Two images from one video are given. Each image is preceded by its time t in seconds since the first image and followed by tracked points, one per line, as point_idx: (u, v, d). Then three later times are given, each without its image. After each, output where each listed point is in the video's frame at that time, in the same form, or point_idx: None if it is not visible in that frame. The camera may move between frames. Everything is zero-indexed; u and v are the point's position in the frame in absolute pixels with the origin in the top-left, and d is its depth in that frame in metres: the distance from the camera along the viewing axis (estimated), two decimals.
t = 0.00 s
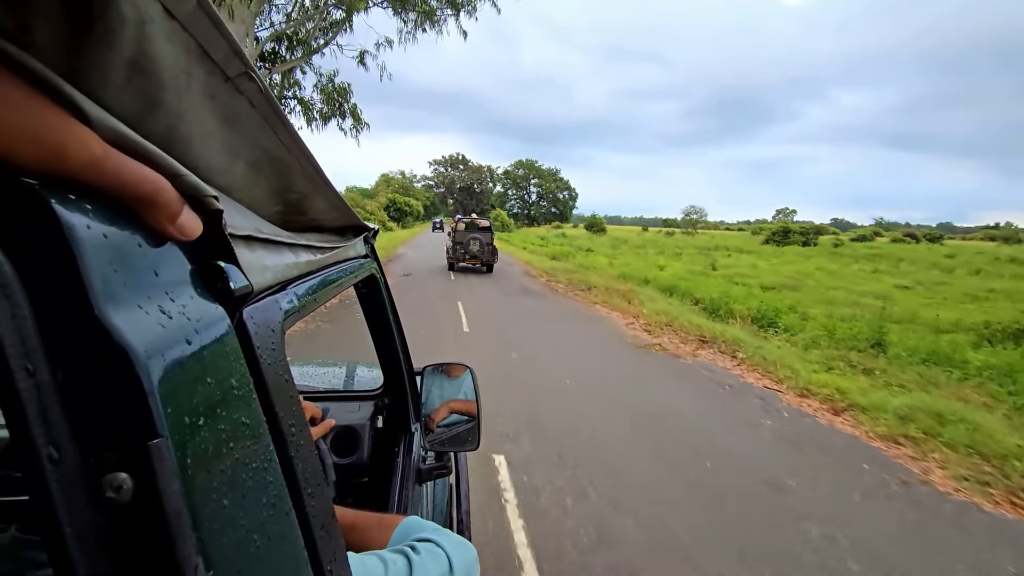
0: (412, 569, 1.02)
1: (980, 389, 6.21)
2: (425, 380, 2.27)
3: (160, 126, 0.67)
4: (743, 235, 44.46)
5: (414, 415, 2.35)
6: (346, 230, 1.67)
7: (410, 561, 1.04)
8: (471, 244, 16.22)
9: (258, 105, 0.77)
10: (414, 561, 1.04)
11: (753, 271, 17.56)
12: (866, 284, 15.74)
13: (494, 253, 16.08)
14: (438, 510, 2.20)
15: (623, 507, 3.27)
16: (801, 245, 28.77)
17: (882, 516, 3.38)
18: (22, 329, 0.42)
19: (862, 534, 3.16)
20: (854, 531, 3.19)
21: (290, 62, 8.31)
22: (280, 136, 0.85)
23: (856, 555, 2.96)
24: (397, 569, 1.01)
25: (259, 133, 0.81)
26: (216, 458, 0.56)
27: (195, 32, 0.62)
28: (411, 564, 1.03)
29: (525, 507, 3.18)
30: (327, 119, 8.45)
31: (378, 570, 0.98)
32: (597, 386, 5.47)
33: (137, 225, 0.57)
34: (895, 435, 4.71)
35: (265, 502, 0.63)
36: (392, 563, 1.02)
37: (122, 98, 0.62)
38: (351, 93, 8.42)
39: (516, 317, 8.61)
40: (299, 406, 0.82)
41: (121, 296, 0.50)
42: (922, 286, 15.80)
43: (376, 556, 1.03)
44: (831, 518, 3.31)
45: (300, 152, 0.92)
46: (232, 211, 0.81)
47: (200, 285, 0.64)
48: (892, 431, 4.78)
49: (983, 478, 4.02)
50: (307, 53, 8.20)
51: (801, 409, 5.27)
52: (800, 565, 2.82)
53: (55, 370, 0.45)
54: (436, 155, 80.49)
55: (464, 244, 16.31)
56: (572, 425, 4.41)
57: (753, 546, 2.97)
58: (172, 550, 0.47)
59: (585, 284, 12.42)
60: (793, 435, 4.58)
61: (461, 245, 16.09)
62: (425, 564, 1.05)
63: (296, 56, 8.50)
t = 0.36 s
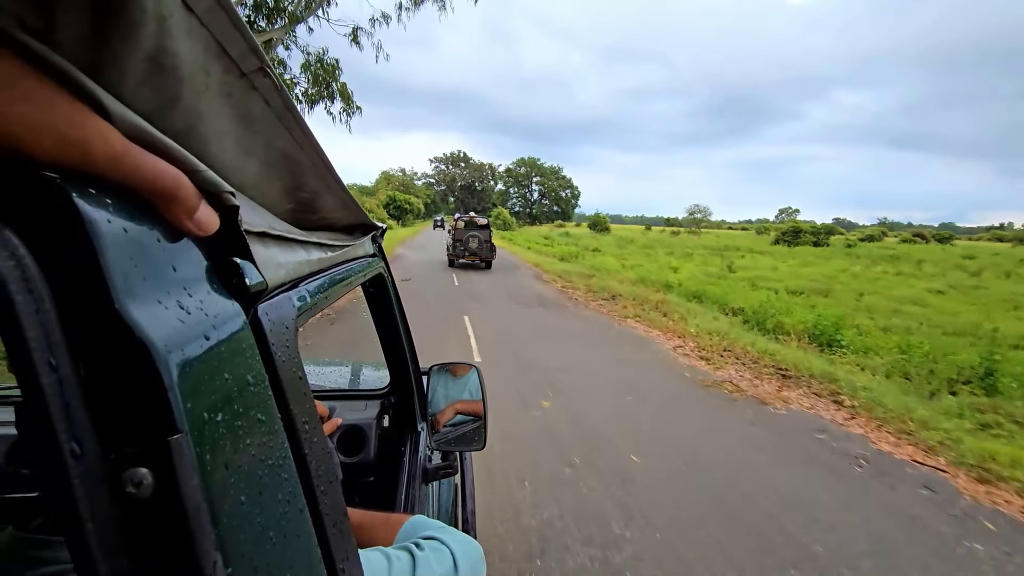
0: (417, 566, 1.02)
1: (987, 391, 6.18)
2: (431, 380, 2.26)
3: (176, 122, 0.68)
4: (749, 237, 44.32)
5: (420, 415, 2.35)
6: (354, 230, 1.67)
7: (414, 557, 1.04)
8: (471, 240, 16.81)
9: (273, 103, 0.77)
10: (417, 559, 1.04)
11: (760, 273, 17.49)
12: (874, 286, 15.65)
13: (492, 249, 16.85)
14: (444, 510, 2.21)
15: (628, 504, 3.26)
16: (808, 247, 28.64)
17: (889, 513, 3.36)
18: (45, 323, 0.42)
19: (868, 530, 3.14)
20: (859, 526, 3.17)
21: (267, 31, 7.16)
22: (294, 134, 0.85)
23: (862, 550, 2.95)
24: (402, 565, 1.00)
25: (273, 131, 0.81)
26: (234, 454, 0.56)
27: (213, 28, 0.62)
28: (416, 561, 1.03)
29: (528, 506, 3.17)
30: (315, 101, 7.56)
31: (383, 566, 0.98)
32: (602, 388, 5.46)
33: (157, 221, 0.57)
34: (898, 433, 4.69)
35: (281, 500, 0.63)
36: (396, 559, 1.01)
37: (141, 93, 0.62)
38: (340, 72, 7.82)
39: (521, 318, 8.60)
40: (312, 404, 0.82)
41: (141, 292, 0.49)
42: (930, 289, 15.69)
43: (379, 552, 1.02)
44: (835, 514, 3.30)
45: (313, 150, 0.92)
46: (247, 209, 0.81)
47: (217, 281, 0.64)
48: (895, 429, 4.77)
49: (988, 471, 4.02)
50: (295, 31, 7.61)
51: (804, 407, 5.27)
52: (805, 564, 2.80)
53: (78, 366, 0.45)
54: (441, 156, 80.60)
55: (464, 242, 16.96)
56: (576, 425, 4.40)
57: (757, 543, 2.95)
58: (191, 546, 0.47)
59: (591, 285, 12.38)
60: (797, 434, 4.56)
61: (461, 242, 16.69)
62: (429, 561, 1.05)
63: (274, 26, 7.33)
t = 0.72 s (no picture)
0: (413, 563, 1.02)
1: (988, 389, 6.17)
2: (432, 381, 2.23)
3: (177, 119, 0.67)
4: (752, 238, 44.27)
5: (421, 414, 2.34)
6: (356, 229, 1.67)
7: (411, 554, 1.04)
8: (468, 238, 17.40)
9: (276, 101, 0.77)
10: (414, 556, 1.03)
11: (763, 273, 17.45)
12: (876, 287, 15.62)
13: (489, 244, 17.53)
14: (444, 509, 2.21)
15: (627, 500, 3.25)
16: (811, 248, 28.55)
17: (890, 511, 3.34)
18: (43, 319, 0.42)
19: (869, 528, 3.13)
20: (860, 523, 3.17)
21: None
22: (296, 133, 0.85)
23: (863, 548, 2.94)
24: (398, 561, 1.00)
25: (275, 129, 0.81)
26: (232, 452, 0.55)
27: (215, 25, 0.62)
28: (412, 557, 1.03)
29: (528, 502, 3.17)
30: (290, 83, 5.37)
31: (379, 561, 0.98)
32: (604, 387, 5.44)
33: (156, 217, 0.57)
34: (901, 429, 4.67)
35: (280, 498, 0.63)
36: (393, 556, 1.01)
37: (143, 90, 0.62)
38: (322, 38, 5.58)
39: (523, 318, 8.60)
40: (312, 402, 0.82)
41: (140, 288, 0.49)
42: (934, 290, 15.65)
43: (377, 549, 1.01)
44: (836, 511, 3.29)
45: (315, 148, 0.91)
46: (248, 206, 0.81)
47: (216, 278, 0.64)
48: (897, 425, 4.75)
49: (987, 472, 4.00)
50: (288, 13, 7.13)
51: (807, 402, 5.24)
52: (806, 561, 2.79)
53: (76, 362, 0.44)
54: (443, 155, 80.48)
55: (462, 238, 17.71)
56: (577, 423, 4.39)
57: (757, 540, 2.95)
58: (189, 544, 0.47)
59: (593, 285, 12.35)
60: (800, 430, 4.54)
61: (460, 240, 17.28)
62: (426, 559, 1.04)
63: None
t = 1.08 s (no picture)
0: (410, 559, 1.02)
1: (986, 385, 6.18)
2: (431, 378, 2.24)
3: (175, 114, 0.67)
4: (754, 236, 44.19)
5: (421, 412, 2.34)
6: (356, 226, 1.67)
7: (408, 551, 1.04)
8: (464, 235, 17.82)
9: (274, 97, 0.77)
10: (411, 551, 1.04)
11: (765, 272, 17.41)
12: (879, 285, 15.58)
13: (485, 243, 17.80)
14: (444, 506, 2.22)
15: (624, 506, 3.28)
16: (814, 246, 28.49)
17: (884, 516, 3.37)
18: (39, 313, 0.42)
19: (864, 534, 3.15)
20: (854, 529, 3.19)
21: None
22: (295, 129, 0.85)
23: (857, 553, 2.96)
24: (394, 557, 1.01)
25: (274, 125, 0.81)
26: (228, 446, 0.56)
27: (212, 19, 0.62)
28: (409, 554, 1.03)
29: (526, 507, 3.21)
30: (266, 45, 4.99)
31: (376, 557, 0.98)
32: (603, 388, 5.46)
33: (153, 211, 0.57)
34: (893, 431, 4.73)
35: (276, 492, 0.63)
36: (389, 552, 1.02)
37: (140, 85, 0.62)
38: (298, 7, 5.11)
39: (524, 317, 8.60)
40: (310, 397, 0.82)
41: (137, 282, 0.49)
42: (938, 287, 15.59)
43: (373, 544, 1.02)
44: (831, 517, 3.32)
45: (314, 143, 0.91)
46: (246, 201, 0.81)
47: (214, 273, 0.64)
48: (890, 427, 4.80)
49: (977, 468, 4.05)
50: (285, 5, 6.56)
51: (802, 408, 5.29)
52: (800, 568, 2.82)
53: (72, 354, 0.44)
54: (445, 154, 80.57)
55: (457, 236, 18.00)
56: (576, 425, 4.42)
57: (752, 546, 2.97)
58: (184, 537, 0.47)
59: (595, 284, 12.34)
60: (796, 435, 4.58)
61: (456, 236, 17.75)
62: (422, 554, 1.05)
63: None
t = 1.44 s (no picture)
0: (408, 563, 1.01)
1: (985, 381, 6.18)
2: (429, 375, 2.24)
3: (163, 107, 0.67)
4: (756, 235, 44.14)
5: (420, 411, 2.33)
6: (353, 222, 1.66)
7: (407, 554, 1.03)
8: (460, 232, 18.29)
9: (265, 91, 0.75)
10: (410, 554, 1.03)
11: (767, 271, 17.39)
12: (882, 284, 15.54)
13: (481, 240, 18.25)
14: (443, 506, 2.21)
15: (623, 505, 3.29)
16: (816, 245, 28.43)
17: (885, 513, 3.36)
18: (17, 309, 0.41)
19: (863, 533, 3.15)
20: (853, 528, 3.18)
21: None
22: (287, 124, 0.84)
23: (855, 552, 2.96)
24: (393, 560, 1.00)
25: (265, 120, 0.80)
26: (216, 445, 0.55)
27: (199, 12, 0.60)
28: (407, 557, 1.02)
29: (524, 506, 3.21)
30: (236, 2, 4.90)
31: (373, 561, 0.97)
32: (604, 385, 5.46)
33: (139, 206, 0.56)
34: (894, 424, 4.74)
35: (266, 491, 0.62)
36: (388, 555, 1.01)
37: (126, 78, 0.61)
38: None
39: (525, 317, 8.62)
40: (302, 394, 0.81)
41: (120, 278, 0.49)
42: (941, 286, 15.55)
43: (372, 547, 1.01)
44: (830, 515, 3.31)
45: (307, 139, 0.90)
46: (237, 197, 0.80)
47: (202, 269, 0.63)
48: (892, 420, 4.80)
49: (981, 463, 4.04)
50: None
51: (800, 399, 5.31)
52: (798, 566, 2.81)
53: (52, 352, 0.44)
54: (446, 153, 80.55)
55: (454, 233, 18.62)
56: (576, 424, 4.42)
57: (751, 545, 2.96)
58: (168, 539, 0.46)
59: (597, 283, 12.35)
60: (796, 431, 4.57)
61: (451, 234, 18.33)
62: (422, 557, 1.04)
63: None
